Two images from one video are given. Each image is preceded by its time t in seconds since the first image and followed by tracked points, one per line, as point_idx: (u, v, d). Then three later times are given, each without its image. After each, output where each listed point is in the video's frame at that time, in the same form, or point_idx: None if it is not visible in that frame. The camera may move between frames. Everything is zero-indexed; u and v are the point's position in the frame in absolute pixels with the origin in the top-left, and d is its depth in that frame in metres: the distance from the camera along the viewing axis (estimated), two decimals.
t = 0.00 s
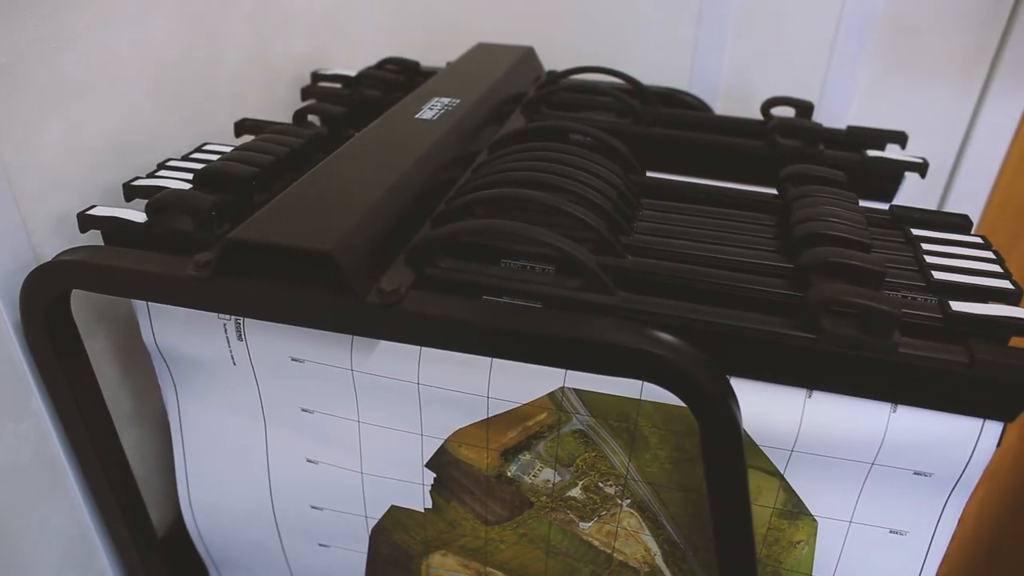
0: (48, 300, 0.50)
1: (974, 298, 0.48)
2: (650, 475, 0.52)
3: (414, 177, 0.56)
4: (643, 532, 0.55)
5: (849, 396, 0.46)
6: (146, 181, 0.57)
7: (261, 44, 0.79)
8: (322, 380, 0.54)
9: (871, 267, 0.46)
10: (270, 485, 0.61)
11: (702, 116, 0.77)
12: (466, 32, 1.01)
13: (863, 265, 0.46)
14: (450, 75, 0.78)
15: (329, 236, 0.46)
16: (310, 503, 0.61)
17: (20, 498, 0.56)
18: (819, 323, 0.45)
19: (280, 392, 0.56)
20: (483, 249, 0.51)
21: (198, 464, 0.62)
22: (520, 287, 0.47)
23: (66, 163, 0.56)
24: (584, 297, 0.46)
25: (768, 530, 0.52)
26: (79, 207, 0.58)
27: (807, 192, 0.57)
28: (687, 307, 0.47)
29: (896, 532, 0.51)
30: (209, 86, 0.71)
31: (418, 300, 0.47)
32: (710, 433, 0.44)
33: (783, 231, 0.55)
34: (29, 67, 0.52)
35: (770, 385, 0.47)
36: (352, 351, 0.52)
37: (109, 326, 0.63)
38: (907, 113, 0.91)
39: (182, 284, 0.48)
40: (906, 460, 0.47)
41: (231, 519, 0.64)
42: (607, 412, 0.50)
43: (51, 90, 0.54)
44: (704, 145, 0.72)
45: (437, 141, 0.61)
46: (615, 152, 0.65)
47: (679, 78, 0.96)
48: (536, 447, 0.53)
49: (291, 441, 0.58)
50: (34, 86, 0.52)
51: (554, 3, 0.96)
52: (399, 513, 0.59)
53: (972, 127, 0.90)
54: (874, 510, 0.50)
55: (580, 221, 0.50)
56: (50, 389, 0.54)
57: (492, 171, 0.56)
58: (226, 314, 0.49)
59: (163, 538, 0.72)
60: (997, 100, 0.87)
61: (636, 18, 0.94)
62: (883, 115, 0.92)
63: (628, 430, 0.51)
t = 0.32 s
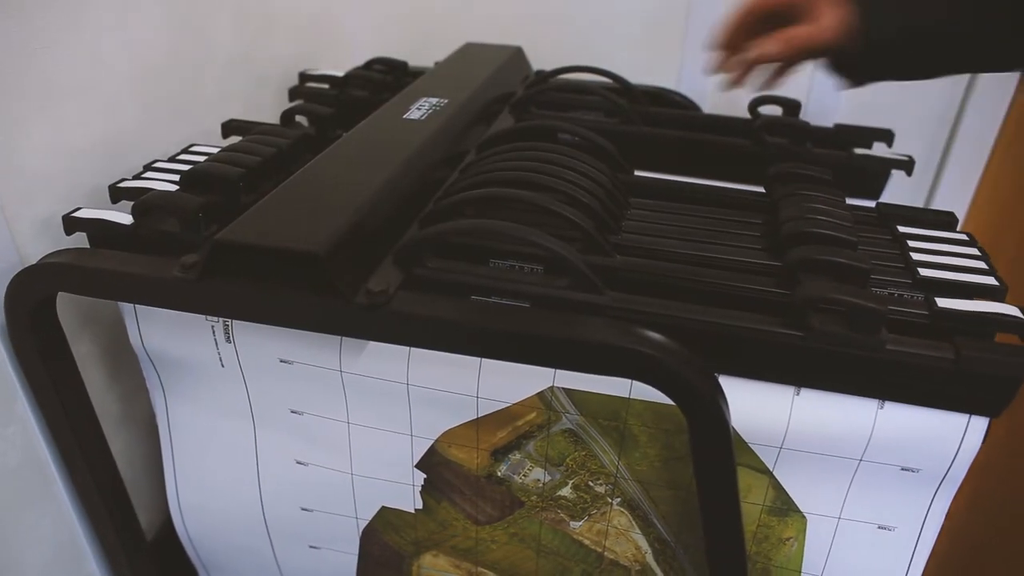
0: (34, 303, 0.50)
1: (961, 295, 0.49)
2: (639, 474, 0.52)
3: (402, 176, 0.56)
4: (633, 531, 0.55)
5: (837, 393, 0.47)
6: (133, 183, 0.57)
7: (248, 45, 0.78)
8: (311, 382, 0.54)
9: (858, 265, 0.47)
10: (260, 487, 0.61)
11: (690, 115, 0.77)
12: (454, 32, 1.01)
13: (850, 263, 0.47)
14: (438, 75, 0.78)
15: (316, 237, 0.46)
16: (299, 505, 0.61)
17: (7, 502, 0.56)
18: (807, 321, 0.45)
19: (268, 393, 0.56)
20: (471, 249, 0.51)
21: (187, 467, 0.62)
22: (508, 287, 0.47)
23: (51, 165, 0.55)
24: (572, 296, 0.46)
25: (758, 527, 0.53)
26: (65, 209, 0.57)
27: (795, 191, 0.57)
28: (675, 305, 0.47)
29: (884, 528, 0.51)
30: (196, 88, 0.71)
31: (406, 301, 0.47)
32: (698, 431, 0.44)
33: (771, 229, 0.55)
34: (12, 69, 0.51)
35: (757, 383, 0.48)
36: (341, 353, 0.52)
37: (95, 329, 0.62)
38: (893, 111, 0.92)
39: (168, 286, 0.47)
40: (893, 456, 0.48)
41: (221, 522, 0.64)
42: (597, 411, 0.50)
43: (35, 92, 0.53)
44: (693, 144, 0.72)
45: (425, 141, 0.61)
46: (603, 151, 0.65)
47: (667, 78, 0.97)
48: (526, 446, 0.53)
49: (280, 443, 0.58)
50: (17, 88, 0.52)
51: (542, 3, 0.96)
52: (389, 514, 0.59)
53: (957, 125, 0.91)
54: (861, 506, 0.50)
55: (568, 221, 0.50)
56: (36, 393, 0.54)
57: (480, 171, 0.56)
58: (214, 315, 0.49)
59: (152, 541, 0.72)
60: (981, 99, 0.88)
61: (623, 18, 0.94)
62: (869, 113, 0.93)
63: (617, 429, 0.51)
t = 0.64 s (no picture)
0: (18, 306, 0.49)
1: (948, 292, 0.49)
2: (629, 472, 0.53)
3: (389, 177, 0.56)
4: (623, 529, 0.55)
5: (824, 390, 0.47)
6: (118, 185, 0.56)
7: (234, 45, 0.78)
8: (300, 383, 0.54)
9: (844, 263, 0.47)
10: (250, 489, 0.60)
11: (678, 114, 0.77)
12: (442, 32, 1.01)
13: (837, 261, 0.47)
14: (426, 75, 0.78)
15: (304, 238, 0.46)
16: (289, 507, 0.60)
17: None
18: (794, 319, 0.45)
19: (257, 395, 0.56)
20: (459, 249, 0.51)
21: (175, 470, 0.62)
22: (496, 287, 0.47)
23: (35, 167, 0.55)
24: (560, 296, 0.46)
25: (747, 524, 0.53)
26: (50, 212, 0.57)
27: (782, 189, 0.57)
28: (662, 304, 0.47)
29: (872, 524, 0.51)
30: (181, 88, 0.70)
31: (394, 301, 0.46)
32: (686, 429, 0.44)
33: (758, 227, 0.56)
34: None
35: (745, 381, 0.48)
36: (329, 354, 0.52)
37: (82, 332, 0.62)
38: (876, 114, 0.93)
39: (154, 288, 0.47)
40: (880, 452, 0.48)
41: (210, 525, 0.64)
42: (586, 410, 0.50)
43: (18, 94, 0.53)
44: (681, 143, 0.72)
45: (412, 141, 0.61)
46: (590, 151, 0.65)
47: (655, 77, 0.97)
48: (516, 446, 0.53)
49: (269, 445, 0.58)
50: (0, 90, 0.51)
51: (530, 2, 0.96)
52: (379, 515, 0.59)
53: (942, 126, 0.92)
54: (850, 503, 0.51)
55: (555, 220, 0.50)
56: (21, 396, 0.53)
57: (468, 171, 0.56)
58: (200, 317, 0.49)
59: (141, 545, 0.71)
60: (966, 99, 0.89)
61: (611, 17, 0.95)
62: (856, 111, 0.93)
63: (606, 428, 0.51)
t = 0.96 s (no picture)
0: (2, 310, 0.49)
1: (934, 289, 0.49)
2: (618, 471, 0.53)
3: (377, 177, 0.56)
4: (613, 528, 0.55)
5: (812, 388, 0.47)
6: (104, 187, 0.56)
7: (221, 46, 0.78)
8: (288, 385, 0.54)
9: (830, 261, 0.47)
10: (239, 491, 0.60)
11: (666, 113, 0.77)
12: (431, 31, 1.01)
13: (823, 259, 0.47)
14: (414, 75, 0.77)
15: (290, 239, 0.46)
16: (279, 508, 0.60)
17: None
18: (781, 316, 0.45)
19: (245, 397, 0.55)
20: (446, 249, 0.51)
21: (164, 472, 0.61)
22: (484, 286, 0.47)
23: (19, 169, 0.55)
24: (548, 295, 0.46)
25: (736, 521, 0.53)
26: (35, 214, 0.56)
27: (769, 188, 0.58)
28: (651, 302, 0.47)
29: (860, 519, 0.51)
30: (168, 90, 0.70)
31: (382, 302, 0.46)
32: (674, 428, 0.44)
33: (745, 226, 0.56)
34: None
35: (733, 379, 0.48)
36: (318, 355, 0.52)
37: (68, 334, 0.61)
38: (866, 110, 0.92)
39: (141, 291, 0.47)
40: (868, 448, 0.48)
41: (199, 527, 0.63)
42: (575, 409, 0.51)
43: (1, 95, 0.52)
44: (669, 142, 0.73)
45: (400, 142, 0.61)
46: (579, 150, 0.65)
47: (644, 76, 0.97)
48: (505, 446, 0.53)
49: (258, 447, 0.58)
50: None
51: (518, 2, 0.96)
52: (369, 516, 0.59)
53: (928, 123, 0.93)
54: (838, 499, 0.51)
55: (542, 219, 0.50)
56: (6, 400, 0.53)
57: (455, 172, 0.56)
58: (187, 320, 0.49)
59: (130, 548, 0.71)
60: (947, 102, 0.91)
61: (600, 16, 0.95)
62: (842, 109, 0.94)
63: (596, 427, 0.51)
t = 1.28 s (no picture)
0: None
1: (920, 286, 0.49)
2: (609, 470, 0.53)
3: (365, 177, 0.56)
4: (604, 527, 0.55)
5: (800, 385, 0.47)
6: (89, 189, 0.56)
7: (207, 47, 0.77)
8: (277, 386, 0.54)
9: (817, 258, 0.47)
10: (228, 493, 0.60)
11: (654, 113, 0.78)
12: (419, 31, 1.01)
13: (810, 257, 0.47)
14: (402, 75, 0.77)
15: (278, 240, 0.46)
16: (269, 510, 0.60)
17: None
18: (769, 314, 0.46)
19: (234, 399, 0.55)
20: (434, 249, 0.50)
21: (152, 475, 0.61)
22: (473, 286, 0.47)
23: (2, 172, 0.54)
24: (537, 294, 0.46)
25: (726, 519, 0.53)
26: (19, 217, 0.56)
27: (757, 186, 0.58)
28: (640, 301, 0.47)
29: (849, 516, 0.52)
30: (154, 91, 0.70)
31: (370, 303, 0.46)
32: (663, 426, 0.44)
33: (733, 224, 0.56)
34: None
35: (721, 377, 0.48)
36: (307, 356, 0.51)
37: (54, 337, 0.61)
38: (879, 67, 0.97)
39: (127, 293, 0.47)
40: (856, 445, 0.48)
41: (188, 530, 0.63)
42: (565, 408, 0.51)
43: None
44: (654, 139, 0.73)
45: (388, 142, 0.61)
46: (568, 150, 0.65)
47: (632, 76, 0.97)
48: (495, 446, 0.53)
49: (247, 448, 0.57)
50: None
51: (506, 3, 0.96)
52: (360, 517, 0.58)
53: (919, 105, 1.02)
54: (827, 495, 0.51)
55: (530, 219, 0.50)
56: None
57: (443, 172, 0.56)
58: (174, 322, 0.48)
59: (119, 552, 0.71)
60: (944, 72, 0.98)
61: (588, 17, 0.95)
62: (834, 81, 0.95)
63: (585, 427, 0.51)
